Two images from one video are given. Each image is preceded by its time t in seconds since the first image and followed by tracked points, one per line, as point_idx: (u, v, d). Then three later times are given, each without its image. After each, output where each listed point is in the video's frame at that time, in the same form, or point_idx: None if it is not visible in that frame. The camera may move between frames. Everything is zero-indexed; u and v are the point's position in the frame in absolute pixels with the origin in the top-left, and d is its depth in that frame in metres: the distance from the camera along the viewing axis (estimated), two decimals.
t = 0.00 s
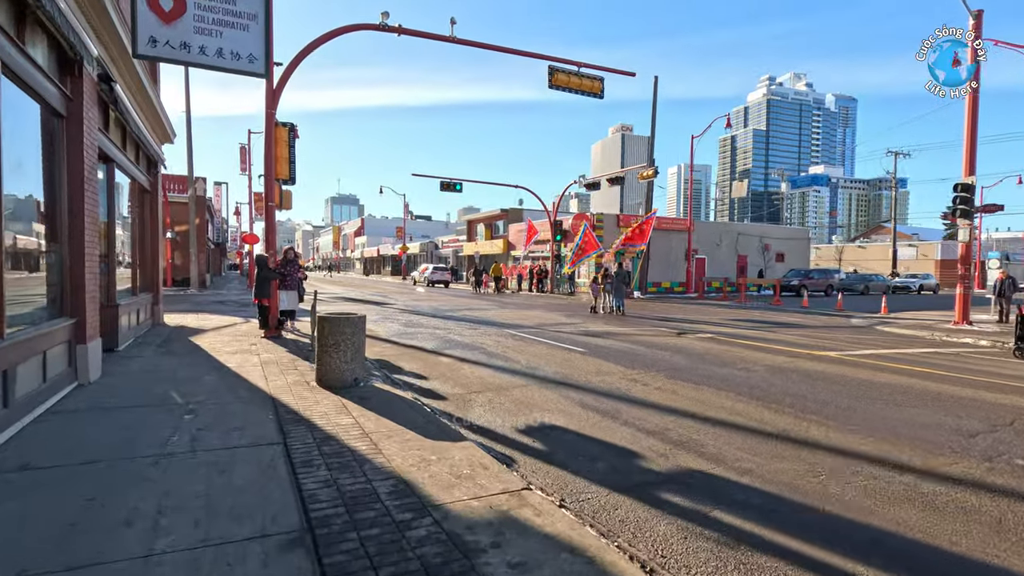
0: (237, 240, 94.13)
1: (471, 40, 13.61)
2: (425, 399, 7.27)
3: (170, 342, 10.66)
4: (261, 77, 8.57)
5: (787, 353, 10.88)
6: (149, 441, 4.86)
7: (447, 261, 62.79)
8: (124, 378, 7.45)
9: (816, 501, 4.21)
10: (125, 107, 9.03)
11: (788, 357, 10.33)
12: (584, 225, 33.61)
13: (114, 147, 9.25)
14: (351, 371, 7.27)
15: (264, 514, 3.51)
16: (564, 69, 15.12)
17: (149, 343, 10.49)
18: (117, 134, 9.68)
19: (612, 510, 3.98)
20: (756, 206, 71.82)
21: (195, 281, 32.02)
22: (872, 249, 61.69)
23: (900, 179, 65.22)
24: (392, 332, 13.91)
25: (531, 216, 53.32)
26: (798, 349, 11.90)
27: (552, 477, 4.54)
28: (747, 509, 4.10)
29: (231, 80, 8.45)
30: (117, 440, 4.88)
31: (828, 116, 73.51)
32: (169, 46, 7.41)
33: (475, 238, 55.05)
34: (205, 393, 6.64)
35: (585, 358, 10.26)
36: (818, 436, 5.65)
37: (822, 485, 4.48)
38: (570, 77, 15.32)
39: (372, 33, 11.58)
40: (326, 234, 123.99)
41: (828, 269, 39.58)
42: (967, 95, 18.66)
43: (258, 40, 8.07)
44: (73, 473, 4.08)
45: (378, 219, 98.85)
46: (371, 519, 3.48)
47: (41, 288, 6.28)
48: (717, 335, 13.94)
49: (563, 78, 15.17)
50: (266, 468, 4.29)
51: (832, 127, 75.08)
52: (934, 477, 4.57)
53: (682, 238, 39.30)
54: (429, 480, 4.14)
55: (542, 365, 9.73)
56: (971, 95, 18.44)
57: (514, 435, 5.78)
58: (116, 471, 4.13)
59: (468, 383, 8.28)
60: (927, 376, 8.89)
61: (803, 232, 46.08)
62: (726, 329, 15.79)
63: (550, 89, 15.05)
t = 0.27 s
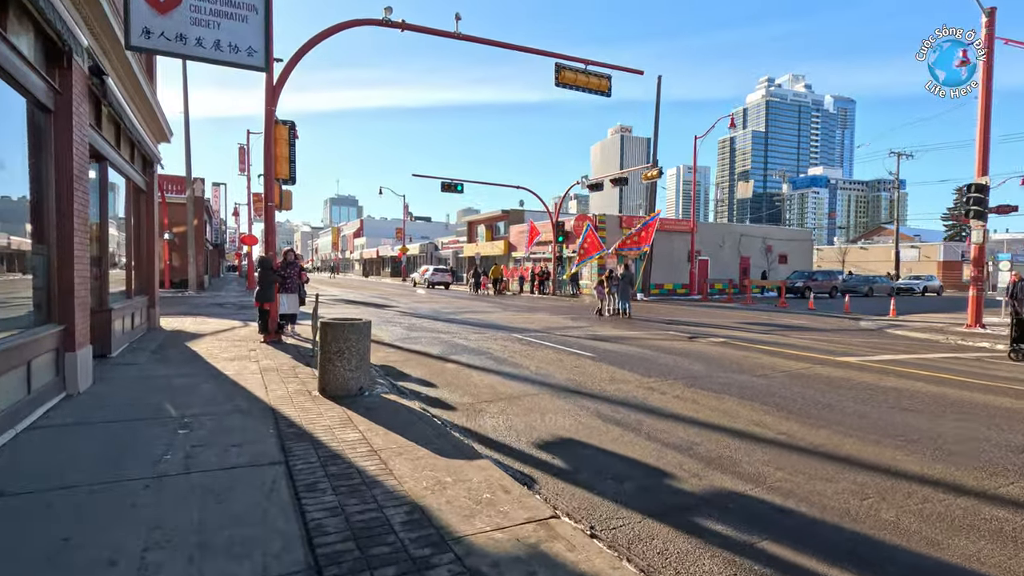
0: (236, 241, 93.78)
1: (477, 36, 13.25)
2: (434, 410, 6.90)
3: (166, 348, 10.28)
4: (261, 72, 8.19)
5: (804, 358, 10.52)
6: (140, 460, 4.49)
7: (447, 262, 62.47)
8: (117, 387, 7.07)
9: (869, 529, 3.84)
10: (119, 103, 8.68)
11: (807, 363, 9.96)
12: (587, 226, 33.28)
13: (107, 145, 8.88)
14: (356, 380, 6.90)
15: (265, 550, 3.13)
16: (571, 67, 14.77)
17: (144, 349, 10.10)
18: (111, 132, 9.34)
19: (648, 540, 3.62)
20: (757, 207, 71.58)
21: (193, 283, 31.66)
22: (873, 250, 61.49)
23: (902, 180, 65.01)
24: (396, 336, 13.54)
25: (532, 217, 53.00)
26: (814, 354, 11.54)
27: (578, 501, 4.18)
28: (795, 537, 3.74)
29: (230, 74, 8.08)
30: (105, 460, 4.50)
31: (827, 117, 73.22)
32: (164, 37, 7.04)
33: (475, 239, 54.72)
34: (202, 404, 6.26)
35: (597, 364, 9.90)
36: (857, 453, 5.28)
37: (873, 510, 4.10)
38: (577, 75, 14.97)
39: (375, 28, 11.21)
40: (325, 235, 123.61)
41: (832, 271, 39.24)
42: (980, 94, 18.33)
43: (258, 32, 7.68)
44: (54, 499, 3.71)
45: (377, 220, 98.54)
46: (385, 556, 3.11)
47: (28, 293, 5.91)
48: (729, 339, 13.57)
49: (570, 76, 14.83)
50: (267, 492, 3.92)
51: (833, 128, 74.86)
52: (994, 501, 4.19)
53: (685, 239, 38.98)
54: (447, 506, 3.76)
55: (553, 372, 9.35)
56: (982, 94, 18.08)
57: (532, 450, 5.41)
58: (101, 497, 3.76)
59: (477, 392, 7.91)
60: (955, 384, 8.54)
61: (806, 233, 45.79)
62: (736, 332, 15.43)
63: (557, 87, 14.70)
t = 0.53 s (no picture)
0: (237, 241, 93.65)
1: (487, 30, 12.89)
2: (448, 417, 6.53)
3: (166, 350, 9.93)
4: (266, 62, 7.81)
5: (826, 361, 10.17)
6: (135, 476, 4.12)
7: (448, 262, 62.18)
8: (114, 393, 6.71)
9: (940, 554, 3.49)
10: (118, 95, 8.38)
11: (830, 366, 9.61)
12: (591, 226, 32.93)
13: (104, 140, 8.54)
14: (366, 386, 6.54)
15: None
16: (582, 62, 14.42)
17: (144, 351, 9.74)
18: (109, 126, 9.02)
19: (700, 569, 3.25)
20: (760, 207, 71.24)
21: (193, 283, 31.39)
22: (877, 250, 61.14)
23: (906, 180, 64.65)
24: (402, 338, 13.19)
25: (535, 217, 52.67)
26: (835, 356, 11.17)
27: (617, 522, 3.81)
28: (861, 564, 3.38)
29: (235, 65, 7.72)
30: (96, 476, 4.12)
31: (828, 117, 71.06)
32: (162, 24, 6.71)
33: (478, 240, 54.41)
34: (203, 412, 5.91)
35: (613, 367, 9.54)
36: (908, 466, 4.91)
37: (941, 531, 3.74)
38: (587, 70, 14.61)
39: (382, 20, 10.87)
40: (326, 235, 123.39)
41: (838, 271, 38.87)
42: (997, 90, 17.97)
43: (263, 19, 7.30)
44: (40, 522, 3.35)
45: (378, 221, 98.30)
46: None
47: (19, 292, 5.56)
48: (744, 341, 13.21)
49: (580, 71, 14.47)
50: (275, 513, 3.56)
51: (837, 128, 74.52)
52: None
53: (690, 239, 38.62)
54: (476, 530, 3.40)
55: (568, 376, 8.99)
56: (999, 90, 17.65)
57: (557, 462, 5.05)
58: (93, 519, 3.40)
59: (493, 397, 7.55)
60: (990, 389, 8.18)
61: (812, 233, 45.40)
62: (750, 334, 15.07)
63: (567, 83, 14.36)
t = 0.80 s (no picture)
0: (237, 243, 93.43)
1: (496, 27, 12.55)
2: (463, 429, 6.16)
3: (165, 357, 9.57)
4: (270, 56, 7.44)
5: (849, 368, 9.81)
6: (129, 502, 3.76)
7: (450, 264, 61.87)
8: (109, 404, 6.34)
9: None
10: (115, 91, 8.06)
11: (855, 374, 9.25)
12: (596, 228, 32.60)
13: (100, 138, 8.19)
14: (375, 396, 6.18)
15: None
16: (591, 60, 14.09)
17: (141, 358, 9.37)
18: (106, 124, 8.69)
19: None
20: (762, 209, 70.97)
21: (193, 286, 31.06)
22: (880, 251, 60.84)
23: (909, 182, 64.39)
24: (408, 343, 12.83)
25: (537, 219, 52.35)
26: (855, 363, 10.81)
27: (661, 556, 3.45)
28: None
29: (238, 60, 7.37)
30: (86, 504, 3.76)
31: (828, 119, 69.46)
32: (164, 15, 6.37)
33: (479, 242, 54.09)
34: (203, 425, 5.54)
35: (630, 374, 9.18)
36: (965, 487, 4.55)
37: (1020, 565, 3.39)
38: (597, 68, 14.28)
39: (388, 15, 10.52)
40: (326, 237, 123.12)
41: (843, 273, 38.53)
42: (1011, 89, 17.65)
43: (267, 10, 6.95)
44: (20, 560, 2.99)
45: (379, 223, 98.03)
46: None
47: (6, 299, 5.20)
48: (760, 346, 12.85)
49: (590, 69, 14.14)
50: (284, 547, 3.19)
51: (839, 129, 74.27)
52: None
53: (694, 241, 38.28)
54: (509, 568, 3.04)
55: (584, 384, 8.63)
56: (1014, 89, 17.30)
57: (585, 482, 4.68)
58: (80, 557, 3.04)
59: (508, 408, 7.19)
60: None
61: (817, 235, 45.06)
62: (763, 338, 14.70)
63: (576, 81, 14.03)
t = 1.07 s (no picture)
0: (239, 244, 93.47)
1: (505, 21, 12.19)
2: (477, 439, 5.77)
3: (162, 360, 9.20)
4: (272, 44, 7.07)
5: (874, 371, 9.40)
6: (118, 525, 3.39)
7: (451, 265, 61.57)
8: (101, 412, 5.95)
9: None
10: (110, 82, 7.71)
11: (881, 378, 8.84)
12: (600, 229, 32.22)
13: (94, 131, 7.82)
14: (384, 403, 5.81)
15: None
16: (602, 55, 13.73)
17: (137, 362, 8.99)
18: (101, 118, 8.35)
19: None
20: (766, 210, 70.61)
21: (193, 287, 30.72)
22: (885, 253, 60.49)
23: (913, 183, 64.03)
24: (414, 346, 12.46)
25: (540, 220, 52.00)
26: (879, 366, 10.40)
27: None
28: None
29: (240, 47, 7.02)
30: (68, 527, 3.39)
31: (829, 120, 66.45)
32: None
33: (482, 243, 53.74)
34: (200, 436, 5.16)
35: (646, 379, 8.80)
36: None
37: None
38: (607, 64, 13.91)
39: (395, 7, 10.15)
40: (328, 239, 123.00)
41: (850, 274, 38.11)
42: None
43: None
44: None
45: (380, 224, 97.82)
46: None
47: None
48: (776, 349, 12.46)
49: (600, 65, 13.78)
50: None
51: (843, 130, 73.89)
52: None
53: (700, 242, 37.92)
54: None
55: (600, 390, 8.22)
56: None
57: (614, 499, 4.30)
58: None
59: (522, 415, 6.81)
60: None
61: (822, 236, 44.66)
62: (777, 341, 14.32)
63: (585, 77, 13.66)
